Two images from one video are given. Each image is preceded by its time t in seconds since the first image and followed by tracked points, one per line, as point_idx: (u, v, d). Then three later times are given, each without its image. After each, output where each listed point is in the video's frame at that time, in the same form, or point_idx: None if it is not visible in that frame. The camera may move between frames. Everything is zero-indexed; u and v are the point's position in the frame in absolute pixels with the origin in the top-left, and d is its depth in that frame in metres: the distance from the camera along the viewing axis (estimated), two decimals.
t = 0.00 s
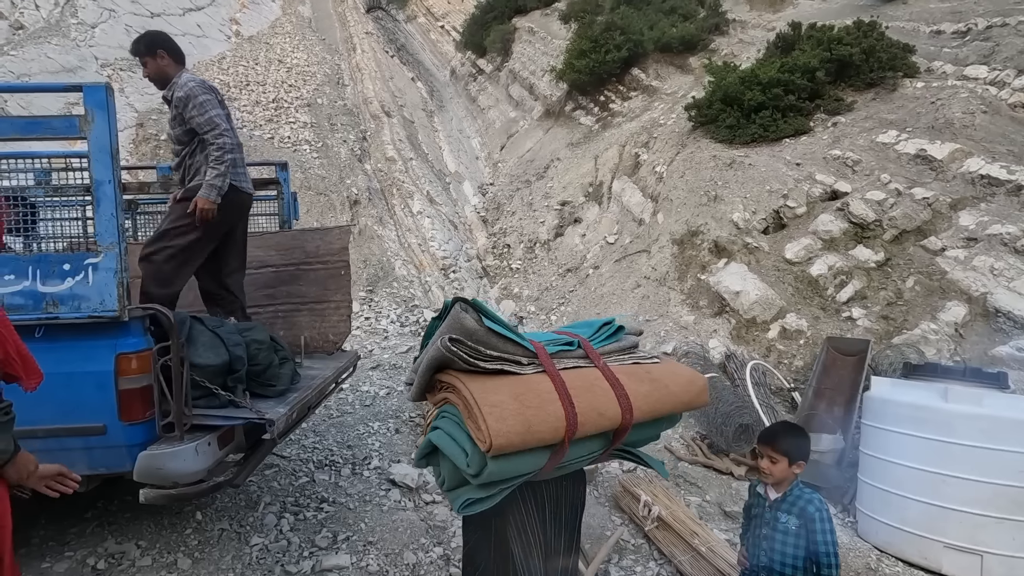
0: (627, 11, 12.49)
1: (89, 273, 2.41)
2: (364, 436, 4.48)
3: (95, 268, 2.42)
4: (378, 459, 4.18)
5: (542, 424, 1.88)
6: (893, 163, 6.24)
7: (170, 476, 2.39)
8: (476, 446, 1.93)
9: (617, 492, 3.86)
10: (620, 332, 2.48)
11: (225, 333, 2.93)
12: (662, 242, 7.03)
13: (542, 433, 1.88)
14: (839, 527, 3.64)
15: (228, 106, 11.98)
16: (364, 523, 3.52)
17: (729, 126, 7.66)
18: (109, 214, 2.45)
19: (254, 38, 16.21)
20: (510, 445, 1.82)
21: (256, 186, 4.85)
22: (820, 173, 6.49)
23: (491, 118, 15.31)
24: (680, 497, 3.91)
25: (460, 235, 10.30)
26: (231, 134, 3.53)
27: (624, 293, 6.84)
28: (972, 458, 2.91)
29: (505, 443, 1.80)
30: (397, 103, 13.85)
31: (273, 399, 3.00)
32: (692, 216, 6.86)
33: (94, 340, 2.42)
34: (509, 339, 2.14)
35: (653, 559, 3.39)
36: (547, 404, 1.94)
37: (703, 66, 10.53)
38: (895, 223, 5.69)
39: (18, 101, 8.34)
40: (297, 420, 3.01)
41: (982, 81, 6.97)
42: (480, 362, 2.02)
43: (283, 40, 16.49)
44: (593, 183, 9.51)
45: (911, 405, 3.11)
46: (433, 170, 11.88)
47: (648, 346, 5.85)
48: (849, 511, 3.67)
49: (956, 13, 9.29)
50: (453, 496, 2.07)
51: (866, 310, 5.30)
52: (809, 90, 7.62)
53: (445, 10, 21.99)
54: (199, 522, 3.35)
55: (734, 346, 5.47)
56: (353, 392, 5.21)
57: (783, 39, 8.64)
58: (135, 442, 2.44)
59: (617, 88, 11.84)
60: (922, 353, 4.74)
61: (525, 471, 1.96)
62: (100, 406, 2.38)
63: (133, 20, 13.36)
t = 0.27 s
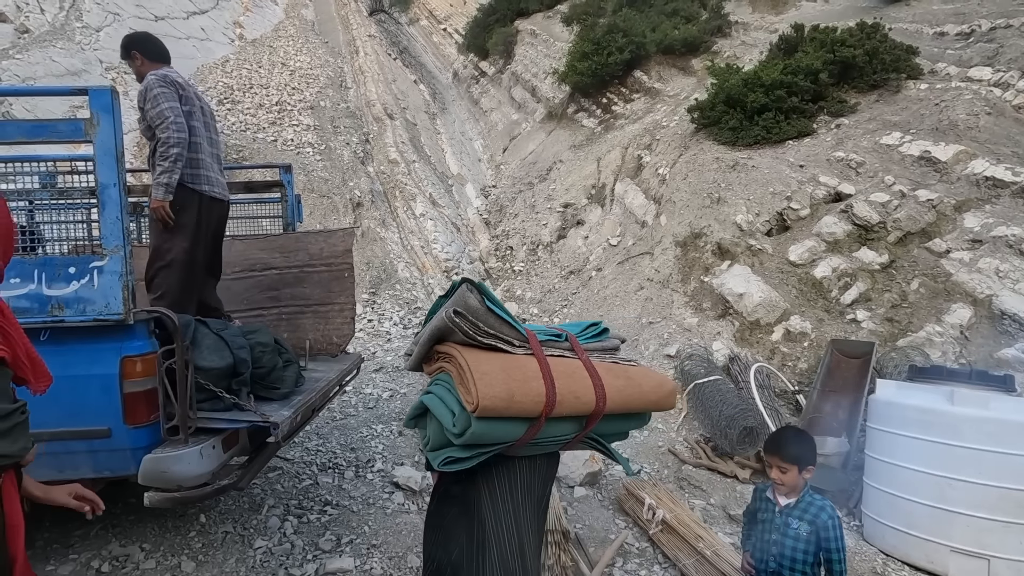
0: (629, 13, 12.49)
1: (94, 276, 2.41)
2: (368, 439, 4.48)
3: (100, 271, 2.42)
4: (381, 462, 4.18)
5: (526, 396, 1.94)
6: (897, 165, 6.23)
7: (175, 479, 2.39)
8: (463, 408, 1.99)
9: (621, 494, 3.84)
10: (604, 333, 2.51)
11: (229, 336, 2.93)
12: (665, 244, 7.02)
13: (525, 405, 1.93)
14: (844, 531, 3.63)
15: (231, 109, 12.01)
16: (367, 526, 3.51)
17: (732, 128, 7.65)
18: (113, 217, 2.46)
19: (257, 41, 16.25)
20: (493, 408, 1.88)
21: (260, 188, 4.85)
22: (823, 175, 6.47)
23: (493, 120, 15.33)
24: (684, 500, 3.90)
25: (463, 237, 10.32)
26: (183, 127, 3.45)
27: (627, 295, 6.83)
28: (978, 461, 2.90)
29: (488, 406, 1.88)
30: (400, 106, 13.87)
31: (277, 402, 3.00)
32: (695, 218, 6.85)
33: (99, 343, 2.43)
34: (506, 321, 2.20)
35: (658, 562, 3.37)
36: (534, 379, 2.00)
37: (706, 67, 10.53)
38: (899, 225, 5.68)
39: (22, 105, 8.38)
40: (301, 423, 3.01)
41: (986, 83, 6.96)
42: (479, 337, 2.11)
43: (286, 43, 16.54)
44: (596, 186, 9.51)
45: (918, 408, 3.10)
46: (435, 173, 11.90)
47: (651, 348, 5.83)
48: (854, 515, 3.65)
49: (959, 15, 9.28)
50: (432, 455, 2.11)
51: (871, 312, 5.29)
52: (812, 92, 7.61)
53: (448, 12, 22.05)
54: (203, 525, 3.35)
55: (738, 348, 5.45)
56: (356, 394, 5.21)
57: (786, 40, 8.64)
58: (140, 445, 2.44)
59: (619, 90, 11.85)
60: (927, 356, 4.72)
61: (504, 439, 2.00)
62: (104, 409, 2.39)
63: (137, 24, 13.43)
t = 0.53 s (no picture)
0: (632, 16, 12.50)
1: (101, 280, 2.42)
2: (372, 442, 4.48)
3: (107, 275, 2.43)
4: (385, 466, 4.18)
5: (524, 378, 2.03)
6: (902, 167, 6.21)
7: (180, 482, 2.39)
8: (463, 386, 2.06)
9: (626, 498, 3.84)
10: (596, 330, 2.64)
11: (235, 340, 2.93)
12: (668, 247, 7.02)
13: (522, 387, 2.03)
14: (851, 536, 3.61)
15: (236, 113, 12.06)
16: (372, 530, 3.51)
17: (736, 131, 7.65)
18: (120, 222, 2.46)
19: (262, 45, 16.31)
20: (492, 386, 1.98)
21: (265, 192, 4.86)
22: (828, 178, 6.46)
23: (497, 123, 15.35)
24: (689, 504, 3.88)
25: (466, 240, 10.34)
26: (142, 115, 3.41)
27: (631, 298, 6.82)
28: (988, 466, 2.88)
29: (488, 383, 1.97)
30: (404, 109, 13.91)
31: (282, 405, 3.00)
32: (699, 221, 6.85)
33: (105, 347, 2.43)
34: (506, 310, 2.31)
35: (663, 567, 3.36)
36: (532, 364, 2.09)
37: (709, 70, 10.52)
38: (905, 227, 5.66)
39: (29, 109, 8.42)
40: (306, 426, 3.01)
41: (991, 85, 6.93)
42: (481, 324, 2.21)
43: (290, 47, 16.60)
44: (599, 188, 9.51)
45: (926, 413, 3.09)
46: (439, 176, 11.93)
47: (655, 351, 5.82)
48: (861, 519, 3.64)
49: (963, 17, 9.26)
50: (428, 433, 2.16)
51: (876, 315, 5.27)
52: (816, 95, 7.60)
53: (451, 16, 22.12)
54: (208, 529, 3.36)
55: (743, 352, 5.44)
56: (360, 397, 5.22)
57: (790, 43, 8.63)
58: (146, 449, 2.44)
59: (622, 93, 11.85)
60: (933, 360, 4.70)
61: (500, 421, 2.08)
62: (111, 413, 2.39)
63: (143, 28, 13.52)
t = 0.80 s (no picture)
0: (636, 18, 12.50)
1: (106, 283, 2.41)
2: (376, 445, 4.48)
3: (111, 278, 2.42)
4: (389, 469, 4.17)
5: (515, 381, 2.13)
6: (908, 169, 6.18)
7: (184, 485, 2.39)
8: (459, 392, 2.15)
9: (631, 502, 3.82)
10: (579, 329, 2.76)
11: (239, 343, 2.92)
12: (673, 249, 7.01)
13: (514, 390, 2.13)
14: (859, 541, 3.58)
15: (241, 116, 12.10)
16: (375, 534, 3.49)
17: (740, 133, 7.63)
18: (125, 224, 2.45)
19: (266, 49, 16.38)
20: (487, 392, 2.07)
21: (270, 195, 4.87)
22: (833, 179, 6.43)
23: (500, 126, 15.37)
24: (694, 508, 3.86)
25: (470, 243, 10.34)
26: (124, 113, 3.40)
27: (635, 301, 6.79)
28: (997, 471, 2.83)
29: (483, 388, 2.06)
30: (408, 112, 13.95)
31: (286, 408, 2.99)
32: (703, 223, 6.83)
33: (110, 350, 2.43)
34: (494, 316, 2.41)
35: (668, 572, 3.34)
36: (522, 366, 2.20)
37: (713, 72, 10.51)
38: (911, 229, 5.63)
39: (36, 113, 8.47)
40: (310, 429, 3.00)
41: (997, 86, 6.90)
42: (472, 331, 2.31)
43: (295, 51, 16.66)
44: (603, 191, 9.49)
45: (934, 416, 3.06)
46: (443, 178, 11.95)
47: (660, 354, 5.80)
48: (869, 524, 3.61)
49: (969, 18, 9.23)
50: (426, 437, 2.26)
51: (883, 318, 5.23)
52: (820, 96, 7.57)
53: (454, 19, 22.20)
54: (212, 532, 3.35)
55: (748, 354, 5.42)
56: (365, 400, 5.22)
57: (794, 45, 8.61)
58: (149, 452, 2.43)
59: (626, 95, 11.84)
60: (941, 363, 4.67)
61: (495, 422, 2.19)
62: (115, 416, 2.38)
63: (149, 33, 13.60)
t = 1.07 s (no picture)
0: (640, 21, 12.48)
1: (110, 287, 2.40)
2: (380, 448, 4.46)
3: (116, 281, 2.41)
4: (393, 472, 4.15)
5: (508, 389, 2.14)
6: (915, 170, 6.14)
7: (187, 489, 2.37)
8: (453, 403, 2.15)
9: (636, 506, 3.80)
10: (556, 323, 2.73)
11: (243, 346, 2.91)
12: (678, 251, 6.99)
13: (508, 398, 2.14)
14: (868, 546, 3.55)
15: (247, 120, 12.16)
16: (379, 537, 3.47)
17: (746, 135, 7.61)
18: (129, 227, 2.43)
19: (272, 54, 16.45)
20: (482, 405, 2.08)
21: (274, 198, 4.87)
22: (840, 181, 6.40)
23: (505, 129, 15.38)
24: (701, 513, 3.82)
25: (474, 246, 10.36)
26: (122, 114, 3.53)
27: (640, 303, 6.77)
28: (1008, 477, 2.77)
29: (479, 402, 2.07)
30: (413, 115, 13.99)
31: (290, 412, 2.98)
32: (709, 225, 6.81)
33: (113, 352, 2.42)
34: (478, 324, 2.38)
35: None
36: (511, 372, 2.19)
37: (718, 74, 10.47)
38: (919, 231, 5.58)
39: (44, 118, 8.52)
40: (313, 432, 2.98)
41: (1006, 87, 6.84)
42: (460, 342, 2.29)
43: (301, 55, 16.73)
44: (608, 193, 9.47)
45: (944, 420, 3.01)
46: (447, 181, 11.97)
47: (665, 357, 5.77)
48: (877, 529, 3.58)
49: (976, 18, 9.17)
50: (422, 444, 2.27)
51: (890, 320, 5.19)
52: (826, 98, 7.54)
53: (459, 23, 22.26)
54: (215, 536, 3.34)
55: (754, 357, 5.38)
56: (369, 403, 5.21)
57: (800, 46, 8.57)
58: (153, 455, 2.42)
59: (631, 97, 11.82)
60: (950, 366, 4.62)
61: (490, 427, 2.21)
62: (119, 419, 2.38)
63: (156, 38, 13.69)
